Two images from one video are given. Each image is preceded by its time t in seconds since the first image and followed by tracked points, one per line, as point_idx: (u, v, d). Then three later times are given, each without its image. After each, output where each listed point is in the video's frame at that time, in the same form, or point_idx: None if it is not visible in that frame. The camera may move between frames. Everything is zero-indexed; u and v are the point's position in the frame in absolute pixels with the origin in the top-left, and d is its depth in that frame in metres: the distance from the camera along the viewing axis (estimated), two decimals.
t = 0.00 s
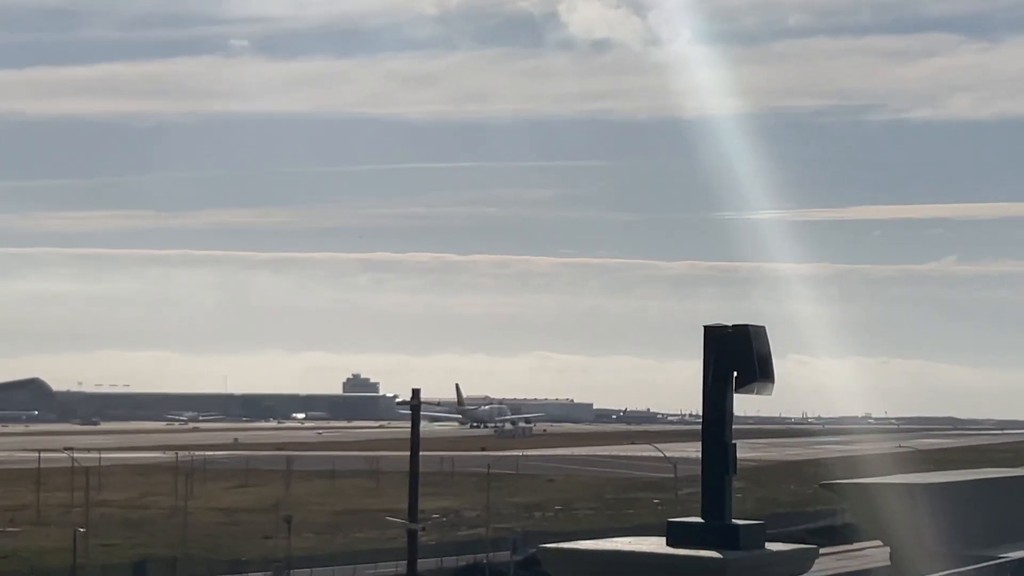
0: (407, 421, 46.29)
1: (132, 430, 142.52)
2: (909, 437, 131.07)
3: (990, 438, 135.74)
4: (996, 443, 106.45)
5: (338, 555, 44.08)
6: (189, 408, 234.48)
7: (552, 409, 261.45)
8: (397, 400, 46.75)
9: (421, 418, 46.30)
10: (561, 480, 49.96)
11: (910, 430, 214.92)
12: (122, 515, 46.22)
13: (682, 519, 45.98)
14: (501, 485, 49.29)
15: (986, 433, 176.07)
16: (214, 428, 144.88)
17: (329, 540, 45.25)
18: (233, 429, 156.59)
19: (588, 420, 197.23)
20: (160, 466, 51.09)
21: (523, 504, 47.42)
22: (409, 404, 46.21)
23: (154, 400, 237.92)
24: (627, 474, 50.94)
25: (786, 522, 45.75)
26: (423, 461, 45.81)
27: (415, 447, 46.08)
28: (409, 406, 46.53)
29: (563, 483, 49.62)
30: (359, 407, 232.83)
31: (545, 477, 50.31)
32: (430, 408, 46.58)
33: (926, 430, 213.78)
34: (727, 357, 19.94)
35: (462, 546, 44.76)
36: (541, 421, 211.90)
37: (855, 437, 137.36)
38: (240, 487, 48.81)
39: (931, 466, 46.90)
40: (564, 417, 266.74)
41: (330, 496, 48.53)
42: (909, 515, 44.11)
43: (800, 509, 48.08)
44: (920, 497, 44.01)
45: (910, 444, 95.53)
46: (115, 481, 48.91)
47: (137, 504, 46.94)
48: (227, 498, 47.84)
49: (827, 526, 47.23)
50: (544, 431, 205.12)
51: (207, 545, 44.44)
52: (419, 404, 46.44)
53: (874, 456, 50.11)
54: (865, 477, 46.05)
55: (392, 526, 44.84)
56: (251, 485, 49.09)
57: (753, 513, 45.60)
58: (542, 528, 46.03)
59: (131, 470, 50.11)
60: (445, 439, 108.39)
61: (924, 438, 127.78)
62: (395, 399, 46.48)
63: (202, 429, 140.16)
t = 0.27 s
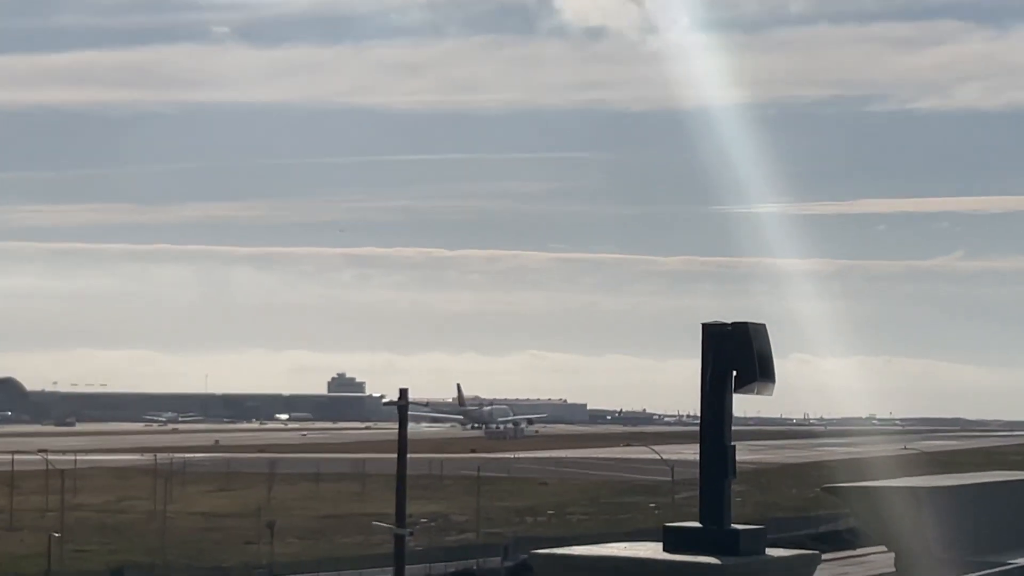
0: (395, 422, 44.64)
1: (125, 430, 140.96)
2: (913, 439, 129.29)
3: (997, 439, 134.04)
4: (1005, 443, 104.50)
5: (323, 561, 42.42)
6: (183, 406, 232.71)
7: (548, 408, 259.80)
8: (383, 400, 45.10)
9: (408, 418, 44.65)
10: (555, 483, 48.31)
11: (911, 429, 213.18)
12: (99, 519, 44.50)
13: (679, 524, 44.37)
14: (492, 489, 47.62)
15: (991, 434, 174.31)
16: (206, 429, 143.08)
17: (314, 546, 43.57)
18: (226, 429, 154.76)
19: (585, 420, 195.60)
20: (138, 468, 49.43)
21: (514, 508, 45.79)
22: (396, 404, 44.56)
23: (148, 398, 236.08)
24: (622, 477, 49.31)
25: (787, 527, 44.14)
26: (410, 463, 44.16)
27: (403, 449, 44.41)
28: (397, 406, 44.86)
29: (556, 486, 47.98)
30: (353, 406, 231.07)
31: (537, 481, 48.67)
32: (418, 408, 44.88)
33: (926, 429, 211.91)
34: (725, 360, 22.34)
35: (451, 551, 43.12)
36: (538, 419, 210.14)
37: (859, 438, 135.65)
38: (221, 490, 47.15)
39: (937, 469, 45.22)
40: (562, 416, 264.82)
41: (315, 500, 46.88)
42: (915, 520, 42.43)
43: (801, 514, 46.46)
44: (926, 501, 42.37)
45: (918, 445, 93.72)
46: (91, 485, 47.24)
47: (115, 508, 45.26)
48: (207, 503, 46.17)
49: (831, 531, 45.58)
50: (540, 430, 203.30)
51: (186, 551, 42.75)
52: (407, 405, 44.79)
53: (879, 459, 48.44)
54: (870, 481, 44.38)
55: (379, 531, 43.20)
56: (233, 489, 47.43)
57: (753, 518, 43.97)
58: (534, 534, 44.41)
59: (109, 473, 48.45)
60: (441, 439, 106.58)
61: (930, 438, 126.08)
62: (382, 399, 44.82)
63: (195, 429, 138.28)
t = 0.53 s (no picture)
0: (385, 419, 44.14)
1: (119, 427, 140.28)
2: (907, 437, 128.94)
3: (993, 438, 133.62)
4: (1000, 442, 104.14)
5: (314, 560, 41.89)
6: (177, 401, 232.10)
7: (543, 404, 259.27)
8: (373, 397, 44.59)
9: (399, 416, 44.14)
10: (547, 481, 47.81)
11: (906, 425, 212.69)
12: (87, 518, 43.92)
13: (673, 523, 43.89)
14: (484, 487, 47.12)
15: (987, 431, 173.95)
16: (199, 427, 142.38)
17: (303, 545, 43.04)
18: (219, 425, 153.97)
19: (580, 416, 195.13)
20: (126, 467, 48.89)
21: (506, 507, 45.30)
22: (387, 401, 44.05)
23: (142, 394, 235.44)
24: (615, 475, 48.82)
25: (781, 526, 43.68)
26: (401, 461, 43.65)
27: (394, 447, 43.90)
28: (388, 404, 44.34)
29: (549, 485, 47.47)
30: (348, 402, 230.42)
31: (530, 479, 48.17)
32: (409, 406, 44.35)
33: (921, 425, 211.70)
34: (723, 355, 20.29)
35: (442, 550, 42.62)
36: (533, 414, 210.04)
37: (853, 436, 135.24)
38: (210, 489, 46.61)
39: (934, 467, 44.74)
40: (557, 411, 264.41)
41: (305, 498, 46.36)
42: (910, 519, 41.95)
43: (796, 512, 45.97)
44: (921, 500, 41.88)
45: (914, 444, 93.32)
46: (79, 483, 46.70)
47: (102, 507, 44.71)
48: (196, 501, 45.64)
49: (826, 530, 45.10)
50: (535, 426, 202.85)
51: (174, 550, 42.20)
52: (398, 402, 44.28)
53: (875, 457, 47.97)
54: (866, 478, 43.90)
55: (369, 529, 42.70)
56: (222, 487, 46.90)
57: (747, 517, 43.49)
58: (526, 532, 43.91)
59: (96, 471, 47.91)
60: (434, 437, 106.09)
61: (926, 437, 125.69)
62: (372, 397, 44.31)
63: (190, 426, 137.81)
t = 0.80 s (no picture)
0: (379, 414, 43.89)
1: (116, 424, 140.18)
2: (905, 433, 129.00)
3: (990, 432, 133.66)
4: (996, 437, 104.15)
5: (306, 556, 41.63)
6: (174, 396, 231.96)
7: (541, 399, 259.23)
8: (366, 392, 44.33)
9: (393, 411, 43.85)
10: (541, 477, 47.54)
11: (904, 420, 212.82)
12: (78, 514, 43.67)
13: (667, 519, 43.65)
14: (477, 483, 46.85)
15: (984, 426, 174.11)
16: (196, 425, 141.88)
17: (296, 541, 42.82)
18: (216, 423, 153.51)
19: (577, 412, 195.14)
20: (117, 462, 48.67)
21: (500, 502, 45.08)
22: (380, 396, 43.75)
23: (139, 389, 235.02)
24: (610, 471, 48.55)
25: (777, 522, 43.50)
26: (394, 456, 43.40)
27: (387, 442, 43.64)
28: (381, 399, 44.06)
29: (543, 480, 47.20)
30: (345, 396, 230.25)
31: (524, 475, 47.92)
32: (402, 401, 44.07)
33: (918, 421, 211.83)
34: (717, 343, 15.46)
35: (436, 546, 42.37)
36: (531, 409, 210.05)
37: (851, 432, 135.27)
38: (202, 485, 46.34)
39: (930, 462, 44.44)
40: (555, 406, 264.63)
41: (297, 494, 46.12)
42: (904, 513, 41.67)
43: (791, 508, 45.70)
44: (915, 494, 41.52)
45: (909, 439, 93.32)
46: (70, 479, 46.51)
47: (93, 503, 44.47)
48: (188, 496, 45.39)
49: (821, 526, 44.82)
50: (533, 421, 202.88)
51: (166, 546, 41.93)
52: (391, 397, 43.98)
53: (871, 452, 47.67)
54: (861, 474, 43.58)
55: (362, 525, 42.47)
56: (214, 482, 46.68)
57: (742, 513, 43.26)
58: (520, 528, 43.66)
59: (87, 467, 47.72)
60: (430, 433, 106.03)
61: (922, 433, 125.76)
62: (365, 393, 44.05)
63: (187, 422, 137.72)
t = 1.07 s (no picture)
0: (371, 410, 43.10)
1: (111, 420, 139.36)
2: (902, 428, 128.30)
3: (988, 428, 133.05)
4: (996, 432, 103.45)
5: (298, 555, 40.87)
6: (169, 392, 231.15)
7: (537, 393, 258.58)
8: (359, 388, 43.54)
9: (386, 407, 43.07)
10: (537, 474, 46.79)
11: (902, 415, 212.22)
12: (65, 513, 42.86)
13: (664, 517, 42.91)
14: (472, 481, 46.10)
15: (984, 422, 173.83)
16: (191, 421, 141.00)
17: (287, 540, 42.06)
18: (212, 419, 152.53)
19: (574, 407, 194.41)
20: (105, 460, 47.90)
21: (494, 500, 44.34)
22: (372, 392, 42.96)
23: (134, 384, 234.13)
24: (606, 468, 47.81)
25: (776, 520, 42.78)
26: (387, 454, 42.63)
27: (379, 439, 42.86)
28: (374, 396, 43.28)
29: (539, 478, 46.46)
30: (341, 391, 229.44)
31: (519, 472, 47.17)
32: (395, 397, 43.30)
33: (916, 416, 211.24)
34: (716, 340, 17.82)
35: (430, 544, 41.63)
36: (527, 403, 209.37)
37: (849, 427, 134.62)
38: (191, 482, 45.63)
39: (932, 460, 43.68)
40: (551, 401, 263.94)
41: (288, 492, 45.37)
42: (906, 511, 40.91)
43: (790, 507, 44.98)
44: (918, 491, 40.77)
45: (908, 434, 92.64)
46: (56, 477, 45.75)
47: (80, 501, 43.69)
48: (176, 494, 44.66)
49: (822, 524, 44.08)
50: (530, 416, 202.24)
51: (155, 545, 41.11)
52: (384, 393, 43.18)
53: (872, 449, 46.93)
54: (862, 472, 42.84)
55: (355, 523, 41.70)
56: (203, 480, 45.93)
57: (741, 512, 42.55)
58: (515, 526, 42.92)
59: (74, 465, 46.96)
60: (425, 428, 105.32)
61: (921, 428, 125.11)
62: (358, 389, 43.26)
63: (183, 419, 136.98)
